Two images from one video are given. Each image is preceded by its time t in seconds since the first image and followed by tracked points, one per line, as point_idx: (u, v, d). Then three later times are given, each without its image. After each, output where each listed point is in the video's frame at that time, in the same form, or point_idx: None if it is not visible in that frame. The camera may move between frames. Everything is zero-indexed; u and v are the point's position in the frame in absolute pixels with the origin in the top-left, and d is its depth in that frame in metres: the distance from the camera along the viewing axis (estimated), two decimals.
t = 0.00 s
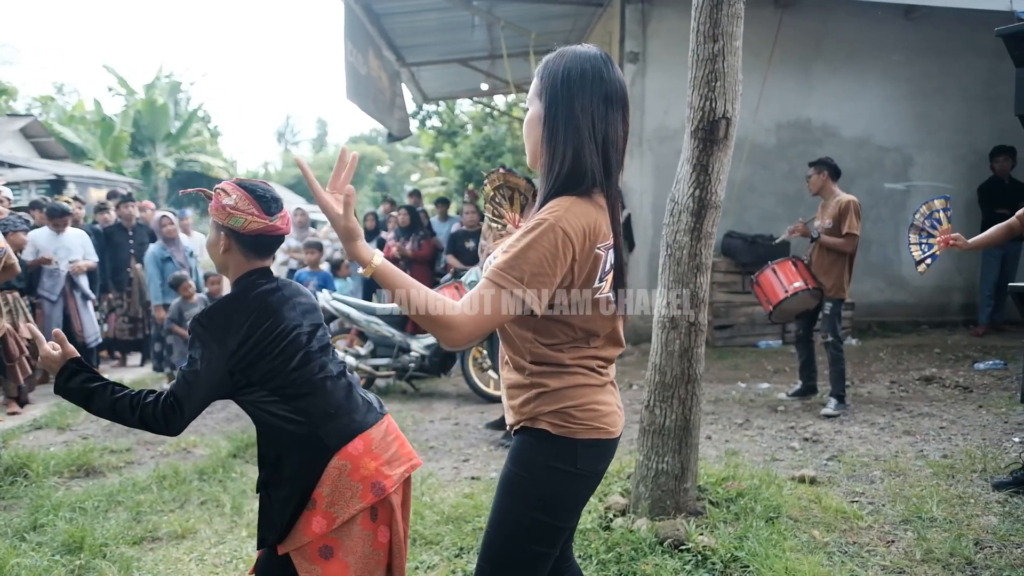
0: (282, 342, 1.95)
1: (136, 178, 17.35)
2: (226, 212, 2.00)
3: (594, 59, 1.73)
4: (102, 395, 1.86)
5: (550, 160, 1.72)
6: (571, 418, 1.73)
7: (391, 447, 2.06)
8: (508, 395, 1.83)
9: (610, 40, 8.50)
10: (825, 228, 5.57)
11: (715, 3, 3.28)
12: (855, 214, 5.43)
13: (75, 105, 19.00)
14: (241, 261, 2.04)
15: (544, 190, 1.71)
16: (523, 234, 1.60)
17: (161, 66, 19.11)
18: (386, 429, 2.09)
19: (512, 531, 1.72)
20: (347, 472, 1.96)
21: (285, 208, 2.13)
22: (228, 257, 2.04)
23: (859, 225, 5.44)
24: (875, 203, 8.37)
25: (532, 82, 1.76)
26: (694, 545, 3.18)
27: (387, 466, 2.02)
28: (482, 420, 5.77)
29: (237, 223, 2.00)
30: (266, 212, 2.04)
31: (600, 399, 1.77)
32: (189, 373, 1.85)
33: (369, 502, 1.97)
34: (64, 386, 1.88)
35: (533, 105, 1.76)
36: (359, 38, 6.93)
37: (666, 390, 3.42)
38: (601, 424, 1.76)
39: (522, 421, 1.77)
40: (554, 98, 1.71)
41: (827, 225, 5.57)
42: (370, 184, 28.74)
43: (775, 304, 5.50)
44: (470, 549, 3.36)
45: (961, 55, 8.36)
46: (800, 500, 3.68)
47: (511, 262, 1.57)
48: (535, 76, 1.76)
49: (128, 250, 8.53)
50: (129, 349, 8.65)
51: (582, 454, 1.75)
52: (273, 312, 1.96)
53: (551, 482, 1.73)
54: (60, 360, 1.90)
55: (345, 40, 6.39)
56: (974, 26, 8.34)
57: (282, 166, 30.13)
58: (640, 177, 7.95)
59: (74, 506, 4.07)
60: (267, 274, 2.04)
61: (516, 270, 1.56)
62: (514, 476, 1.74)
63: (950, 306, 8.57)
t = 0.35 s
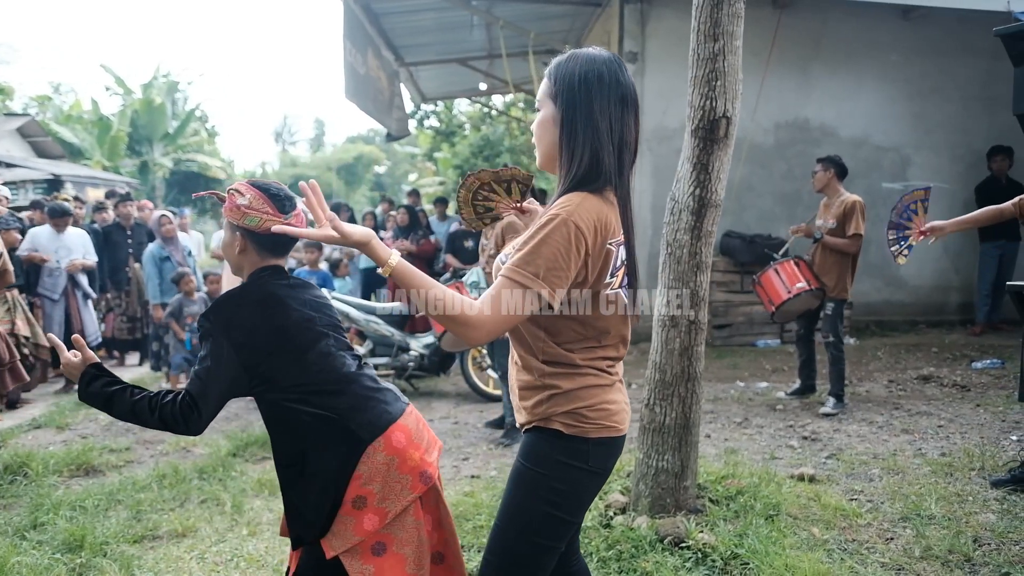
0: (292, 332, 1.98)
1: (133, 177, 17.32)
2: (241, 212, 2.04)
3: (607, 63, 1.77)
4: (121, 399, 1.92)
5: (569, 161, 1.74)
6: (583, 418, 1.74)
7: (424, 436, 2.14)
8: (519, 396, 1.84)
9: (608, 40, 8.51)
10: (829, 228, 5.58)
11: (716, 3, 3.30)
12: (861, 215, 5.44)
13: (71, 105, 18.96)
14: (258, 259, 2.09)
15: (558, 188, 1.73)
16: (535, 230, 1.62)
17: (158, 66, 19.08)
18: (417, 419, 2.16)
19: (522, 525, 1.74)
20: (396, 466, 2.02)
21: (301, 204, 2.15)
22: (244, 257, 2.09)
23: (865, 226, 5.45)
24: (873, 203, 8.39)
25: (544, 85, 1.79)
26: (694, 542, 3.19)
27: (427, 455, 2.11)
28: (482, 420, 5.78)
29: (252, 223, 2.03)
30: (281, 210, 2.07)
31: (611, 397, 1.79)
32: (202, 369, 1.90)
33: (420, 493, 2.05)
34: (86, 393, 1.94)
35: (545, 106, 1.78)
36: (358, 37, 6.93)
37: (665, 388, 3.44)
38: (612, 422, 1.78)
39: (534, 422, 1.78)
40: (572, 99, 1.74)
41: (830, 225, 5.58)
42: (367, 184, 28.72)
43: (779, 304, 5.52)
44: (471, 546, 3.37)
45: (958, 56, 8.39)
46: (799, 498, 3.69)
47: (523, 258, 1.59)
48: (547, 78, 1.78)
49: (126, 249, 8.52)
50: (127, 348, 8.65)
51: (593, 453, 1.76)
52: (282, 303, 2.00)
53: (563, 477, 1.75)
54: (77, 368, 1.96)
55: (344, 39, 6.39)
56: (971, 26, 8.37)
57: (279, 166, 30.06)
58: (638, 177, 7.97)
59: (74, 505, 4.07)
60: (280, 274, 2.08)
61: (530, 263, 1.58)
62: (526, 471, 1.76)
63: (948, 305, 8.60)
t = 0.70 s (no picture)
0: (322, 325, 1.99)
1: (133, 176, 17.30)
2: (261, 207, 2.06)
3: (619, 64, 1.79)
4: (161, 405, 1.94)
5: (585, 162, 1.76)
6: (590, 417, 1.75)
7: (451, 441, 2.16)
8: (526, 394, 1.85)
9: (608, 39, 8.50)
10: (835, 231, 5.57)
11: (718, 2, 3.30)
12: (868, 218, 5.43)
13: (70, 103, 18.93)
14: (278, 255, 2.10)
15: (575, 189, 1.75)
16: (550, 225, 1.63)
17: (157, 65, 19.04)
18: (443, 424, 2.18)
19: (531, 520, 1.74)
20: (425, 468, 2.04)
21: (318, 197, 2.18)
22: (265, 252, 2.11)
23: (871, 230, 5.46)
24: (873, 202, 8.40)
25: (554, 85, 1.80)
26: (695, 541, 3.20)
27: (454, 460, 2.13)
28: (482, 418, 5.78)
29: (274, 217, 2.06)
30: (302, 204, 2.10)
31: (618, 396, 1.79)
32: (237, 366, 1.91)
33: (446, 496, 2.06)
34: (125, 402, 1.96)
35: (556, 107, 1.80)
36: (358, 36, 6.92)
37: (667, 386, 3.44)
38: (618, 420, 1.78)
39: (540, 420, 1.79)
40: (589, 101, 1.75)
41: (836, 226, 5.57)
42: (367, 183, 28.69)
43: (781, 304, 5.52)
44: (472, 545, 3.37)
45: (958, 55, 8.40)
46: (800, 497, 3.70)
47: (543, 250, 1.59)
48: (558, 79, 1.80)
49: (126, 248, 8.51)
50: (127, 347, 8.65)
51: (600, 450, 1.77)
52: (311, 297, 2.00)
53: (571, 473, 1.75)
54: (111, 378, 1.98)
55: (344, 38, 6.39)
56: (971, 25, 8.38)
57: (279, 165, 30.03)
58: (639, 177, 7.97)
59: (75, 503, 4.07)
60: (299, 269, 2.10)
61: (549, 255, 1.59)
62: (533, 466, 1.77)
63: (947, 305, 8.61)
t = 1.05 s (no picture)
0: (362, 330, 2.00)
1: (132, 176, 17.29)
2: (283, 202, 2.04)
3: (621, 62, 1.79)
4: (213, 415, 1.88)
5: (590, 160, 1.77)
6: (587, 413, 1.75)
7: (453, 460, 2.13)
8: (525, 389, 1.85)
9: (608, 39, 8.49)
10: (836, 233, 5.56)
11: (719, 2, 3.30)
12: (870, 223, 5.43)
13: (70, 103, 18.93)
14: (300, 251, 2.08)
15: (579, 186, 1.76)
16: (559, 219, 1.63)
17: (157, 65, 19.02)
18: (448, 441, 2.15)
19: (527, 518, 1.75)
20: (416, 482, 2.03)
21: (337, 190, 2.17)
22: (286, 247, 2.08)
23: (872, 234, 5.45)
24: (873, 202, 8.40)
25: (558, 83, 1.80)
26: (696, 541, 3.20)
27: (452, 480, 2.10)
28: (482, 418, 5.77)
29: (296, 213, 2.04)
30: (322, 198, 2.09)
31: (616, 394, 1.78)
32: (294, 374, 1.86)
33: (433, 515, 2.05)
34: (178, 417, 1.89)
35: (559, 105, 1.79)
36: (358, 36, 6.92)
37: (667, 386, 3.44)
38: (617, 418, 1.78)
39: (538, 415, 1.80)
40: (593, 99, 1.75)
41: (838, 229, 5.56)
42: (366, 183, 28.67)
43: (782, 304, 5.51)
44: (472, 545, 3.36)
45: (958, 55, 8.40)
46: (800, 497, 3.70)
47: (554, 244, 1.59)
48: (561, 77, 1.80)
49: (125, 249, 8.50)
50: (127, 347, 8.64)
51: (597, 448, 1.77)
52: (357, 301, 2.01)
53: (566, 472, 1.75)
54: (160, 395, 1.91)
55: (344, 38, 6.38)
56: (971, 25, 8.38)
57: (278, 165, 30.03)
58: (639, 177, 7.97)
59: (75, 504, 4.06)
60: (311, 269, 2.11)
61: (562, 247, 1.59)
62: (531, 464, 1.77)
63: (947, 305, 8.61)
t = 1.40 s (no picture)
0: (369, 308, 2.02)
1: (129, 176, 17.29)
2: (297, 184, 2.03)
3: (618, 58, 1.79)
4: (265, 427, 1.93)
5: (587, 156, 1.77)
6: (580, 408, 1.75)
7: (451, 448, 2.13)
8: (518, 386, 1.86)
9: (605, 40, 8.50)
10: (830, 233, 5.58)
11: (714, 2, 3.30)
12: (863, 223, 5.46)
13: (66, 103, 18.90)
14: (312, 236, 2.06)
15: (576, 182, 1.77)
16: (563, 212, 1.64)
17: (154, 65, 19.01)
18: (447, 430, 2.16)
19: (521, 517, 1.75)
20: (416, 469, 2.02)
21: (350, 174, 2.15)
22: (298, 232, 2.06)
23: (865, 234, 5.47)
24: (869, 202, 8.42)
25: (554, 78, 1.80)
26: (692, 540, 3.20)
27: (451, 468, 2.09)
28: (479, 418, 5.77)
29: (310, 195, 2.03)
30: (336, 180, 2.07)
31: (608, 389, 1.78)
32: (332, 364, 1.86)
33: (433, 502, 2.03)
34: (230, 440, 1.95)
35: (555, 100, 1.80)
36: (355, 36, 6.92)
37: (664, 385, 3.44)
38: (610, 414, 1.78)
39: (531, 411, 1.80)
40: (590, 96, 1.76)
41: (833, 229, 5.56)
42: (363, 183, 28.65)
43: (775, 303, 5.52)
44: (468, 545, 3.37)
45: (954, 56, 8.41)
46: (797, 496, 3.70)
47: (560, 238, 1.60)
48: (557, 72, 1.79)
49: (122, 249, 8.49)
50: (123, 347, 8.63)
51: (590, 444, 1.76)
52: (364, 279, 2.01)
53: (559, 470, 1.75)
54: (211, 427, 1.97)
55: (341, 38, 6.38)
56: (967, 25, 8.40)
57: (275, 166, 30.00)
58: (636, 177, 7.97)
59: (70, 504, 4.06)
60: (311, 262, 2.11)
61: (569, 236, 1.60)
62: (524, 464, 1.77)
63: (943, 304, 8.63)
